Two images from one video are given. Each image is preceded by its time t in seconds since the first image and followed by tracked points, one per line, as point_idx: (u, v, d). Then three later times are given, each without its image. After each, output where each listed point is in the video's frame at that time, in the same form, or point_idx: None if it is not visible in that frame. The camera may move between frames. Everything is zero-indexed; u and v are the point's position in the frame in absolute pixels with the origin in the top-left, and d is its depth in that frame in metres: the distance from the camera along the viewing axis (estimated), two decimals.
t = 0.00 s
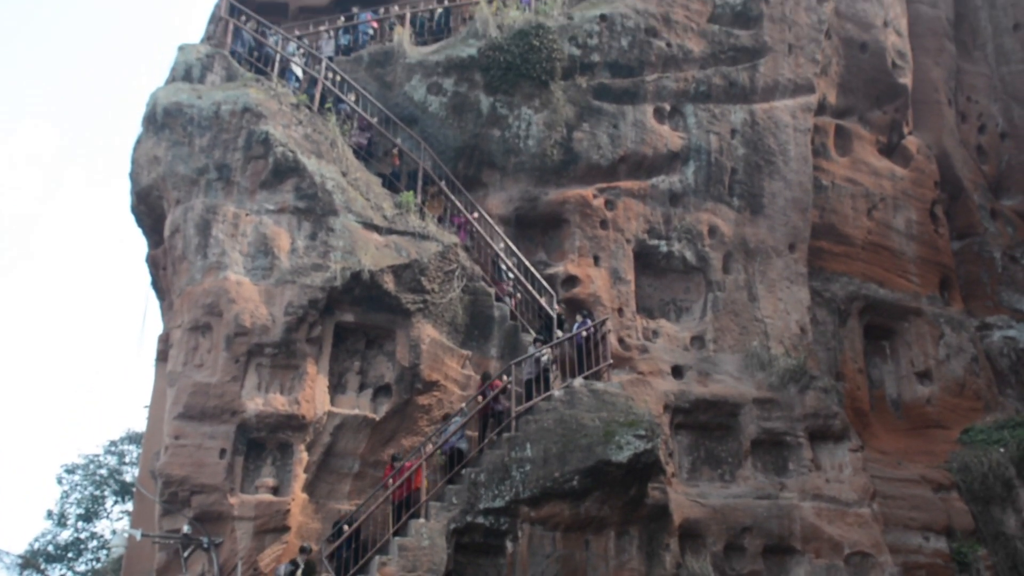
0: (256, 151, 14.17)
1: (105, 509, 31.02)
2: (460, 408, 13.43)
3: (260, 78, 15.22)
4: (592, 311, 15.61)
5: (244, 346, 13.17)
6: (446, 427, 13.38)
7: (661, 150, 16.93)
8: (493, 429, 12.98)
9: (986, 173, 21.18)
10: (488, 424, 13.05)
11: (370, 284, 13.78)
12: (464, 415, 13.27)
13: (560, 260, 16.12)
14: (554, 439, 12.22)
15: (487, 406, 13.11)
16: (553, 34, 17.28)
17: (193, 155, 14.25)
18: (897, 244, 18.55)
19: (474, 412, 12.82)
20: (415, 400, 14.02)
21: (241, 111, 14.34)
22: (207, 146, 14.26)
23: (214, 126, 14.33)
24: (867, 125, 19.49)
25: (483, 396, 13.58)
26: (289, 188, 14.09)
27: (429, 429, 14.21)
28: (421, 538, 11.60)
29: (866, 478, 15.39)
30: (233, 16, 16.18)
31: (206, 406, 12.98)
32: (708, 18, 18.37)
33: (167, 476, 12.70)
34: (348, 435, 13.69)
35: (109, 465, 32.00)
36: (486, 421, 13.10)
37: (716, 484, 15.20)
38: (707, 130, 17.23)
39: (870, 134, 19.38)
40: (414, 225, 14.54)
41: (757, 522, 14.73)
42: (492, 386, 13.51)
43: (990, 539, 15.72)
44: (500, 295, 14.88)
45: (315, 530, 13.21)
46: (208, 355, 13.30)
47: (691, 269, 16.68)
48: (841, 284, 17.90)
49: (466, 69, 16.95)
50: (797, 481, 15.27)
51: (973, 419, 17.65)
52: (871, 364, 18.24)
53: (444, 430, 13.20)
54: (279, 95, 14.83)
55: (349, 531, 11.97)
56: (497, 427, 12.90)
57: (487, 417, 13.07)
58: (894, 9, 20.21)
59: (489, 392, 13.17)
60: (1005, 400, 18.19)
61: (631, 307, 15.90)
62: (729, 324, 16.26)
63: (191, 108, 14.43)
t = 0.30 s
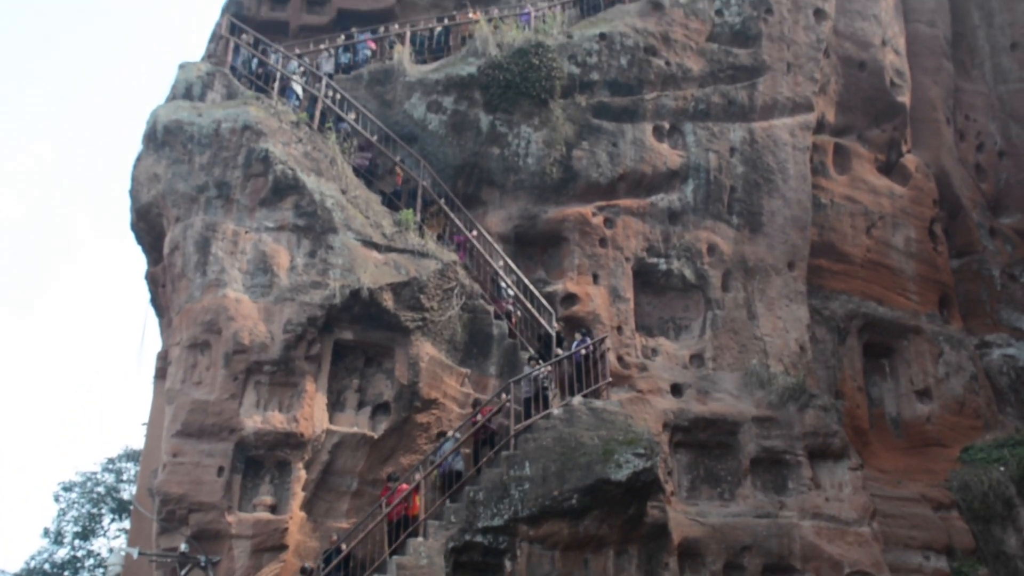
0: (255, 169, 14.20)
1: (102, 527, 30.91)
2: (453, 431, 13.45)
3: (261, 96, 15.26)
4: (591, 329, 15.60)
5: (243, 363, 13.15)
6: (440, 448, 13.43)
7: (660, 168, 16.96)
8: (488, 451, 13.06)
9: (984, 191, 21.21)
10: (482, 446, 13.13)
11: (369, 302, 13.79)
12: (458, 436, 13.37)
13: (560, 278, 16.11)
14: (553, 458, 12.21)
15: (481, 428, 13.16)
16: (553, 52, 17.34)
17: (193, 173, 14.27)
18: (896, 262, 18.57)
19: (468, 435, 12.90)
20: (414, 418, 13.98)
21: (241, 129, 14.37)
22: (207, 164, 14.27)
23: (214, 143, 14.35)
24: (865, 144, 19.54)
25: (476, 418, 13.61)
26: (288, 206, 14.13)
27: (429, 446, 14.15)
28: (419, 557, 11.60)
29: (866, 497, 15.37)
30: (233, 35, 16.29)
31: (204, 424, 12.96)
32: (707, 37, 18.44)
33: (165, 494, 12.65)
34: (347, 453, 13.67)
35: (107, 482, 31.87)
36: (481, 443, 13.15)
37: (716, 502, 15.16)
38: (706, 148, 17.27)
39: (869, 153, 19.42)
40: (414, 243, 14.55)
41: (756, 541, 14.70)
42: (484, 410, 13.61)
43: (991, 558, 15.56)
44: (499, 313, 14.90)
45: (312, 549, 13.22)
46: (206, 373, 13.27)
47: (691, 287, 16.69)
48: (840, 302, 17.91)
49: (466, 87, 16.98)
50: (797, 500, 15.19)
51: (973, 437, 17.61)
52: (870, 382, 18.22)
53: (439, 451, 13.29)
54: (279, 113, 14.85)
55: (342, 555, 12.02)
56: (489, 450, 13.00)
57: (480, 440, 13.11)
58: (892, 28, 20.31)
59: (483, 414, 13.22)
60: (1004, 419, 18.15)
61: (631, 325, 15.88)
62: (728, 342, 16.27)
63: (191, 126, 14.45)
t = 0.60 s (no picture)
0: (254, 186, 14.21)
1: (98, 544, 30.79)
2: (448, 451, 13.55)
3: (260, 113, 15.34)
4: (588, 347, 15.59)
5: (241, 380, 13.12)
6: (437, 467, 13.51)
7: (659, 187, 16.98)
8: (481, 472, 13.10)
9: (981, 211, 21.25)
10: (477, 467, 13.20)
11: (367, 319, 13.78)
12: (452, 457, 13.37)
13: (558, 296, 16.09)
14: (551, 476, 12.19)
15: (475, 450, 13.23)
16: (552, 71, 17.39)
17: (192, 190, 14.29)
18: (894, 281, 18.60)
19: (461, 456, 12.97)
20: (413, 436, 13.95)
21: (240, 146, 14.41)
22: (206, 181, 14.30)
23: (213, 160, 14.39)
24: (862, 163, 19.60)
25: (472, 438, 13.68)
26: (287, 223, 14.14)
27: (427, 464, 14.14)
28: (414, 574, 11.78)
29: (865, 517, 15.26)
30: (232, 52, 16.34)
31: (201, 441, 12.92)
32: (705, 56, 18.53)
33: (162, 511, 12.61)
34: (344, 471, 13.64)
35: (103, 499, 31.76)
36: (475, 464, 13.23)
37: (713, 522, 15.14)
38: (705, 167, 17.30)
39: (866, 172, 19.47)
40: (412, 260, 14.57)
41: (754, 561, 14.65)
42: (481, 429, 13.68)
43: None
44: (497, 331, 14.90)
45: (309, 567, 13.16)
46: (203, 390, 13.23)
47: (689, 306, 16.70)
48: (838, 321, 17.92)
49: (465, 105, 17.01)
50: (795, 519, 15.14)
51: (971, 457, 17.59)
52: (868, 401, 18.20)
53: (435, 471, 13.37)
54: (278, 130, 14.92)
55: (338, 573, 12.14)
56: (483, 472, 13.05)
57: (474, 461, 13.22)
58: (889, 49, 20.42)
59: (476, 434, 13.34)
60: (1002, 439, 18.13)
61: (629, 343, 15.87)
62: (726, 361, 16.26)
63: (191, 143, 14.49)
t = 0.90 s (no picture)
0: (254, 201, 14.24)
1: (95, 560, 30.69)
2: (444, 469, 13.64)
3: (260, 128, 15.38)
4: (587, 363, 15.59)
5: (239, 395, 13.11)
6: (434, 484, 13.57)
7: (658, 203, 17.01)
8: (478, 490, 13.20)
9: (980, 228, 21.27)
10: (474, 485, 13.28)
11: (366, 335, 13.78)
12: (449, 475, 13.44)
13: (557, 312, 16.09)
14: (550, 493, 12.14)
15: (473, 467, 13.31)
16: (552, 87, 17.44)
17: (192, 205, 14.30)
18: (893, 297, 18.61)
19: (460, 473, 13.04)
20: (411, 451, 13.92)
21: (241, 161, 14.44)
22: (206, 196, 14.31)
23: (213, 175, 14.40)
24: (861, 180, 19.64)
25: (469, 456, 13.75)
26: (287, 239, 14.16)
27: (425, 480, 14.10)
28: None
29: (864, 533, 15.34)
30: (233, 68, 16.34)
31: (199, 456, 12.89)
32: (704, 73, 18.60)
33: (159, 527, 12.55)
34: (342, 486, 13.60)
35: (100, 514, 31.67)
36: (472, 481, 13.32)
37: (713, 538, 15.09)
38: (704, 183, 17.34)
39: (866, 189, 19.50)
40: (411, 276, 14.58)
41: None
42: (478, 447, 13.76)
43: None
44: (497, 347, 14.89)
45: None
46: (202, 405, 13.20)
47: (688, 322, 16.70)
48: (837, 337, 17.92)
49: (465, 121, 17.01)
50: (795, 536, 15.13)
51: (971, 474, 17.55)
52: (868, 418, 18.17)
53: (433, 488, 13.44)
54: (279, 145, 14.96)
55: None
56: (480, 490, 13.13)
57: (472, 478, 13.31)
58: (887, 66, 20.50)
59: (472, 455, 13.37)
60: (1002, 456, 18.11)
61: (628, 359, 15.87)
62: (726, 377, 16.26)
63: (191, 157, 14.51)
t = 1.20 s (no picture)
0: (255, 214, 14.27)
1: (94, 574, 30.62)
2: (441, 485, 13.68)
3: (261, 141, 15.43)
4: (588, 377, 15.59)
5: (239, 408, 13.10)
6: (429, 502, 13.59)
7: (658, 217, 17.03)
8: (475, 506, 13.24)
9: (980, 241, 21.27)
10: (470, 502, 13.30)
11: (367, 348, 13.78)
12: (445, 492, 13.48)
13: (557, 326, 16.09)
14: (550, 506, 12.12)
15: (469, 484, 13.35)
16: (552, 101, 17.49)
17: (193, 218, 14.32)
18: (893, 311, 18.61)
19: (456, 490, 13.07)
20: (411, 464, 13.91)
21: (241, 174, 14.49)
22: (207, 209, 14.34)
23: (214, 189, 14.43)
24: (861, 193, 19.66)
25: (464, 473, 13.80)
26: (287, 252, 14.18)
27: (424, 494, 14.08)
28: None
29: (865, 547, 15.27)
30: (233, 82, 16.48)
31: (199, 469, 12.87)
32: (704, 87, 18.65)
33: (158, 540, 12.52)
34: (343, 500, 13.57)
35: (99, 527, 31.61)
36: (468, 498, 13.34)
37: (713, 552, 15.06)
38: (704, 197, 17.36)
39: (866, 203, 19.51)
40: (412, 289, 14.59)
41: None
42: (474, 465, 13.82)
43: None
44: (497, 360, 14.89)
45: None
46: (202, 418, 13.20)
47: (689, 335, 16.70)
48: (838, 351, 17.91)
49: (466, 134, 17.05)
50: (796, 550, 15.10)
51: (972, 488, 17.53)
52: (869, 431, 18.16)
53: (428, 506, 13.46)
54: (279, 158, 15.00)
55: None
56: (476, 507, 13.15)
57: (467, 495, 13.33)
58: (887, 80, 20.57)
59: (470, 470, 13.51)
60: (1003, 470, 18.08)
61: (628, 373, 15.86)
62: (726, 391, 16.24)
63: (192, 170, 14.56)
